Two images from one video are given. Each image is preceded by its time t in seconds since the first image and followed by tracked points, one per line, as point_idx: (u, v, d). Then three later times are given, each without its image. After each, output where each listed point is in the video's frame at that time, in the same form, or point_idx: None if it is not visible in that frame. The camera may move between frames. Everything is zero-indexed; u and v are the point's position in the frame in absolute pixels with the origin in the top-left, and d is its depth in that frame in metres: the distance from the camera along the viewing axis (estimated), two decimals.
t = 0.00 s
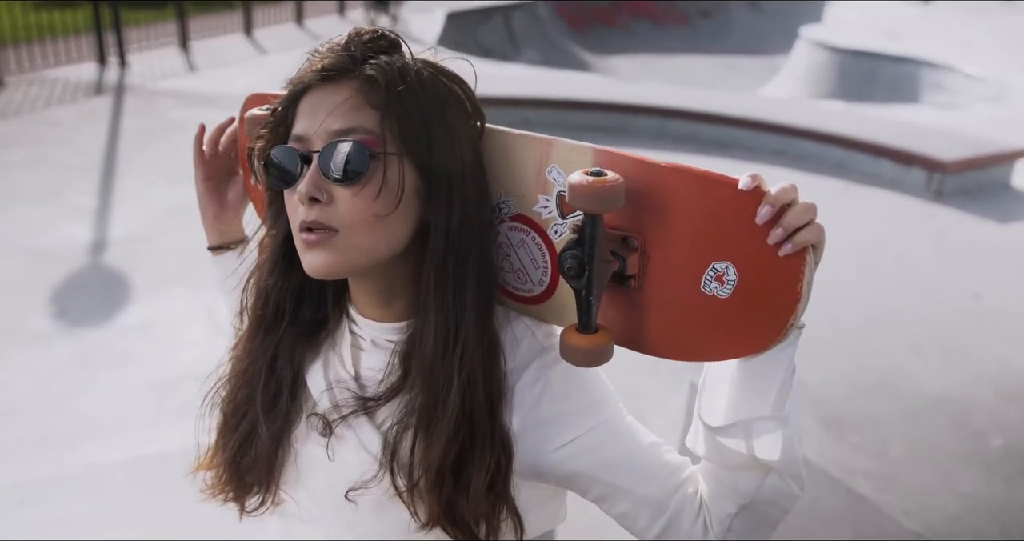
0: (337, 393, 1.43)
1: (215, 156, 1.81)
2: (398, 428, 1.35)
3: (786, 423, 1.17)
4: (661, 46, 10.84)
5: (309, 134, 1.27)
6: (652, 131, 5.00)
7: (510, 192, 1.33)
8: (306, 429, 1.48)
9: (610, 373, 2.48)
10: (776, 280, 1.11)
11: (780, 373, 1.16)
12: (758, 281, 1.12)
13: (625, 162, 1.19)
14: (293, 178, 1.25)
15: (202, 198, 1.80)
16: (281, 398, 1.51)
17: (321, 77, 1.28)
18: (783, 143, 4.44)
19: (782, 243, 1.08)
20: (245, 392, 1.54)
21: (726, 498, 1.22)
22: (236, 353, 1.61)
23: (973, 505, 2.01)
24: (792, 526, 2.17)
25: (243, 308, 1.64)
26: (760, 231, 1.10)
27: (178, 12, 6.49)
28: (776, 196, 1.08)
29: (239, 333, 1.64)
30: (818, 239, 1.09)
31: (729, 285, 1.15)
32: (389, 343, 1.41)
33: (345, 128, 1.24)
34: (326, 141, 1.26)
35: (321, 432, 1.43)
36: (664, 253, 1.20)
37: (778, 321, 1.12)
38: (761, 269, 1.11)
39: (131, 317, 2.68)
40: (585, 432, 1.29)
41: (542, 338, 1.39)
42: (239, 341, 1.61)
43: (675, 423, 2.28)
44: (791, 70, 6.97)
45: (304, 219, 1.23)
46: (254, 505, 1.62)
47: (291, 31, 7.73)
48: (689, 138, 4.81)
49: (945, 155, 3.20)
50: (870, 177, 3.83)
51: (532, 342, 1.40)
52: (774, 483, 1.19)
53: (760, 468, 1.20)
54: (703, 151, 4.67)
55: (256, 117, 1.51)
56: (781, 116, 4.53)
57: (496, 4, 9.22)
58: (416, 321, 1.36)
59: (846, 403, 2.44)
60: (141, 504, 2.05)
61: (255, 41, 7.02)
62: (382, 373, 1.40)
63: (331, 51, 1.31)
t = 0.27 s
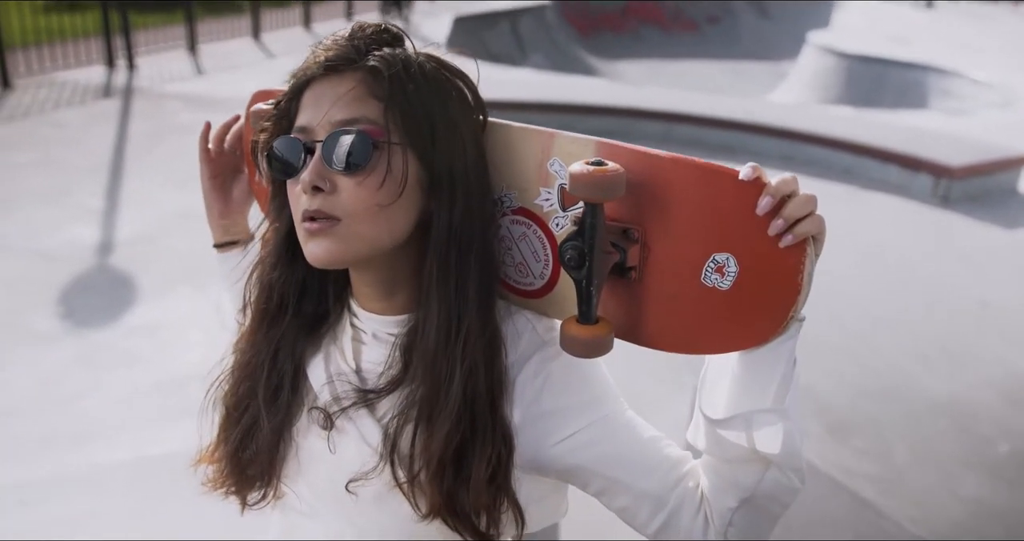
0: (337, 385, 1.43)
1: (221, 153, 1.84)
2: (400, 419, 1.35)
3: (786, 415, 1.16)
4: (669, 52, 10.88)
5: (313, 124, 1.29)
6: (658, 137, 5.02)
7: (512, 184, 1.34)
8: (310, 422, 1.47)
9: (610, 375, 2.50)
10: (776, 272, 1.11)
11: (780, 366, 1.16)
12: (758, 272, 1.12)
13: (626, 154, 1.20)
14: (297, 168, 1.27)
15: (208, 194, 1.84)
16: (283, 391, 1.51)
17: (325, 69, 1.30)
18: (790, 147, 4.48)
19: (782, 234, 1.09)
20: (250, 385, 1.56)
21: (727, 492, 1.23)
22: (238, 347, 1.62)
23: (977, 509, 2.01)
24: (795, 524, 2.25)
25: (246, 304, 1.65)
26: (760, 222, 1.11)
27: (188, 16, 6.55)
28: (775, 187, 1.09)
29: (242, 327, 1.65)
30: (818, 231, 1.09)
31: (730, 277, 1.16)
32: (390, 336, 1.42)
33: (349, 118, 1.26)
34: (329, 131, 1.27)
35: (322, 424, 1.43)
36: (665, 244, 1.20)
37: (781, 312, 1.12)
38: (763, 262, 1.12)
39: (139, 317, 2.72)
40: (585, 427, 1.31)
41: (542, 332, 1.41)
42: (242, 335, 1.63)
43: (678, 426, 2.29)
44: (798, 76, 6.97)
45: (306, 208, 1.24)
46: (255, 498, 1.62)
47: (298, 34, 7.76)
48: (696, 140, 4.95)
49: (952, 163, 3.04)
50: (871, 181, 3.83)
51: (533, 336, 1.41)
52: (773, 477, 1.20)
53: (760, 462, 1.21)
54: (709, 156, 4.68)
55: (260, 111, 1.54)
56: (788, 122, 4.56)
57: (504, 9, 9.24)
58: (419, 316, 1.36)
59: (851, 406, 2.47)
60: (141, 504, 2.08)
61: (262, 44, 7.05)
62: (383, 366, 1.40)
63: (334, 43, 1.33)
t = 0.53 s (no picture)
0: (337, 375, 1.43)
1: (223, 148, 1.86)
2: (400, 406, 1.35)
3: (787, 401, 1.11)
4: (676, 59, 10.90)
5: (319, 111, 1.31)
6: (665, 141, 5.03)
7: (513, 173, 1.36)
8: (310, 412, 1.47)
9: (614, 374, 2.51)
10: (777, 260, 1.11)
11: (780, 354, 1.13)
12: (758, 259, 1.12)
13: (627, 142, 1.21)
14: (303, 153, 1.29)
15: (210, 188, 1.86)
16: (285, 381, 1.52)
17: (330, 58, 1.32)
18: (797, 151, 4.48)
19: (782, 222, 1.09)
20: (253, 377, 1.57)
21: (725, 480, 1.17)
22: (242, 339, 1.63)
23: (986, 517, 2.00)
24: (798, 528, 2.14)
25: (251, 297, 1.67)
26: (760, 211, 1.11)
27: (197, 19, 6.58)
28: (776, 175, 1.09)
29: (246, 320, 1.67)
30: (819, 220, 1.09)
31: (730, 266, 1.16)
32: (390, 326, 1.43)
33: (355, 104, 1.28)
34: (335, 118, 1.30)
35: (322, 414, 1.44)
36: (665, 232, 1.21)
37: (781, 302, 1.12)
38: (764, 252, 1.12)
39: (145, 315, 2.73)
40: (587, 415, 1.26)
41: (542, 322, 1.39)
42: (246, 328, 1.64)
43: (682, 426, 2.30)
44: (805, 82, 6.97)
45: (313, 193, 1.26)
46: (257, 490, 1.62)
47: (307, 37, 7.79)
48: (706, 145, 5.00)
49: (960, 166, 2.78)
50: (876, 185, 3.84)
51: (533, 326, 1.39)
52: (773, 466, 1.14)
53: (760, 451, 1.15)
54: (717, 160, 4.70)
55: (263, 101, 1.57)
56: (796, 127, 4.58)
57: (512, 14, 9.27)
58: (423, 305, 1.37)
59: (858, 409, 2.42)
60: (142, 497, 2.03)
61: (271, 48, 7.08)
62: (384, 356, 1.41)
63: (339, 32, 1.35)
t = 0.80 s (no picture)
0: (337, 368, 1.46)
1: (217, 142, 2.03)
2: (399, 399, 1.37)
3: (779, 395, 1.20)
4: (686, 64, 10.88)
5: (329, 107, 1.33)
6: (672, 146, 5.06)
7: (513, 170, 1.40)
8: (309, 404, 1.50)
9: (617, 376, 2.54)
10: (772, 257, 1.19)
11: (772, 349, 1.22)
12: (753, 256, 1.20)
13: (628, 140, 1.27)
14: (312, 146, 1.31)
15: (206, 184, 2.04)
16: (286, 375, 1.54)
17: (340, 53, 1.35)
18: (804, 158, 4.48)
19: (776, 220, 1.16)
20: (255, 371, 1.59)
21: (716, 472, 1.25)
22: (245, 333, 1.66)
23: (992, 523, 2.05)
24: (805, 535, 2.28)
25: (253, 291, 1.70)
26: (755, 209, 1.18)
27: (207, 22, 6.61)
28: (772, 174, 1.16)
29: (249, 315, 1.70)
30: (811, 217, 1.17)
31: (726, 261, 1.23)
32: (389, 319, 1.46)
33: (365, 100, 1.31)
34: (345, 113, 1.32)
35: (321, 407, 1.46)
36: (663, 227, 1.28)
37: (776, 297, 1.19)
38: (759, 249, 1.19)
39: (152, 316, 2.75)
40: (581, 409, 1.33)
41: (540, 317, 1.44)
42: (249, 323, 1.67)
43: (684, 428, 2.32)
44: (814, 88, 6.97)
45: (320, 187, 1.29)
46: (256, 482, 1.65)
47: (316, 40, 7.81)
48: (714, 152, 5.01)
49: (965, 169, 2.58)
50: (882, 192, 3.85)
51: (531, 321, 1.44)
52: (764, 460, 1.22)
53: (753, 444, 1.23)
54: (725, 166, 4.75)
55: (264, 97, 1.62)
56: (805, 133, 4.58)
57: (522, 18, 9.28)
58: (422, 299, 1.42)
59: (862, 416, 2.44)
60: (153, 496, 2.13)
61: (281, 51, 7.11)
62: (384, 349, 1.43)
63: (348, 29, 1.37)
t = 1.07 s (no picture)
0: (335, 367, 1.42)
1: (204, 143, 2.01)
2: (401, 398, 1.34)
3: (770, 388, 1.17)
4: (691, 71, 10.93)
5: (337, 111, 1.33)
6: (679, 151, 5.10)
7: (507, 171, 1.39)
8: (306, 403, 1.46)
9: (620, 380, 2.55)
10: (762, 258, 1.16)
11: (761, 346, 1.18)
12: (743, 258, 1.18)
13: (620, 142, 1.26)
14: (321, 150, 1.30)
15: (193, 184, 2.00)
16: (282, 372, 1.50)
17: (348, 57, 1.34)
18: (811, 164, 4.49)
19: (766, 220, 1.14)
20: (251, 368, 1.55)
21: (705, 464, 1.23)
22: (243, 331, 1.63)
23: (996, 530, 1.96)
24: (806, 535, 2.15)
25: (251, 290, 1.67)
26: (746, 210, 1.16)
27: (215, 26, 6.65)
28: (763, 176, 1.13)
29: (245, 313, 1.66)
30: (801, 218, 1.14)
31: (717, 260, 1.22)
32: (390, 319, 1.43)
33: (374, 106, 1.30)
34: (354, 119, 1.31)
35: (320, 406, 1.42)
36: (656, 228, 1.26)
37: (761, 296, 1.17)
38: (749, 248, 1.17)
39: (159, 318, 2.76)
40: (575, 404, 1.31)
41: (535, 315, 1.42)
42: (247, 320, 1.64)
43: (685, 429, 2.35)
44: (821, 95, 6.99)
45: (327, 190, 1.28)
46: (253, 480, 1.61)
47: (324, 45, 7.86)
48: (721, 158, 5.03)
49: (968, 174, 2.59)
50: (887, 198, 3.86)
51: (526, 319, 1.42)
52: (754, 450, 1.21)
53: (742, 435, 1.21)
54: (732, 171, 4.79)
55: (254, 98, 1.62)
56: (812, 139, 4.59)
57: (529, 23, 9.32)
58: (426, 298, 1.40)
59: (869, 426, 2.41)
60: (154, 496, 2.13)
61: (289, 55, 7.16)
62: (384, 349, 1.40)
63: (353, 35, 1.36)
